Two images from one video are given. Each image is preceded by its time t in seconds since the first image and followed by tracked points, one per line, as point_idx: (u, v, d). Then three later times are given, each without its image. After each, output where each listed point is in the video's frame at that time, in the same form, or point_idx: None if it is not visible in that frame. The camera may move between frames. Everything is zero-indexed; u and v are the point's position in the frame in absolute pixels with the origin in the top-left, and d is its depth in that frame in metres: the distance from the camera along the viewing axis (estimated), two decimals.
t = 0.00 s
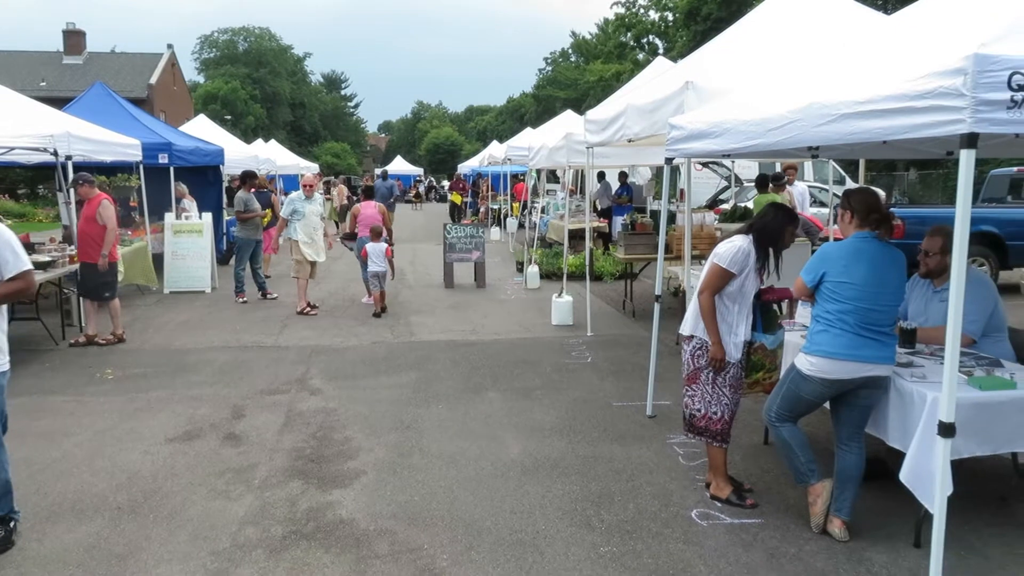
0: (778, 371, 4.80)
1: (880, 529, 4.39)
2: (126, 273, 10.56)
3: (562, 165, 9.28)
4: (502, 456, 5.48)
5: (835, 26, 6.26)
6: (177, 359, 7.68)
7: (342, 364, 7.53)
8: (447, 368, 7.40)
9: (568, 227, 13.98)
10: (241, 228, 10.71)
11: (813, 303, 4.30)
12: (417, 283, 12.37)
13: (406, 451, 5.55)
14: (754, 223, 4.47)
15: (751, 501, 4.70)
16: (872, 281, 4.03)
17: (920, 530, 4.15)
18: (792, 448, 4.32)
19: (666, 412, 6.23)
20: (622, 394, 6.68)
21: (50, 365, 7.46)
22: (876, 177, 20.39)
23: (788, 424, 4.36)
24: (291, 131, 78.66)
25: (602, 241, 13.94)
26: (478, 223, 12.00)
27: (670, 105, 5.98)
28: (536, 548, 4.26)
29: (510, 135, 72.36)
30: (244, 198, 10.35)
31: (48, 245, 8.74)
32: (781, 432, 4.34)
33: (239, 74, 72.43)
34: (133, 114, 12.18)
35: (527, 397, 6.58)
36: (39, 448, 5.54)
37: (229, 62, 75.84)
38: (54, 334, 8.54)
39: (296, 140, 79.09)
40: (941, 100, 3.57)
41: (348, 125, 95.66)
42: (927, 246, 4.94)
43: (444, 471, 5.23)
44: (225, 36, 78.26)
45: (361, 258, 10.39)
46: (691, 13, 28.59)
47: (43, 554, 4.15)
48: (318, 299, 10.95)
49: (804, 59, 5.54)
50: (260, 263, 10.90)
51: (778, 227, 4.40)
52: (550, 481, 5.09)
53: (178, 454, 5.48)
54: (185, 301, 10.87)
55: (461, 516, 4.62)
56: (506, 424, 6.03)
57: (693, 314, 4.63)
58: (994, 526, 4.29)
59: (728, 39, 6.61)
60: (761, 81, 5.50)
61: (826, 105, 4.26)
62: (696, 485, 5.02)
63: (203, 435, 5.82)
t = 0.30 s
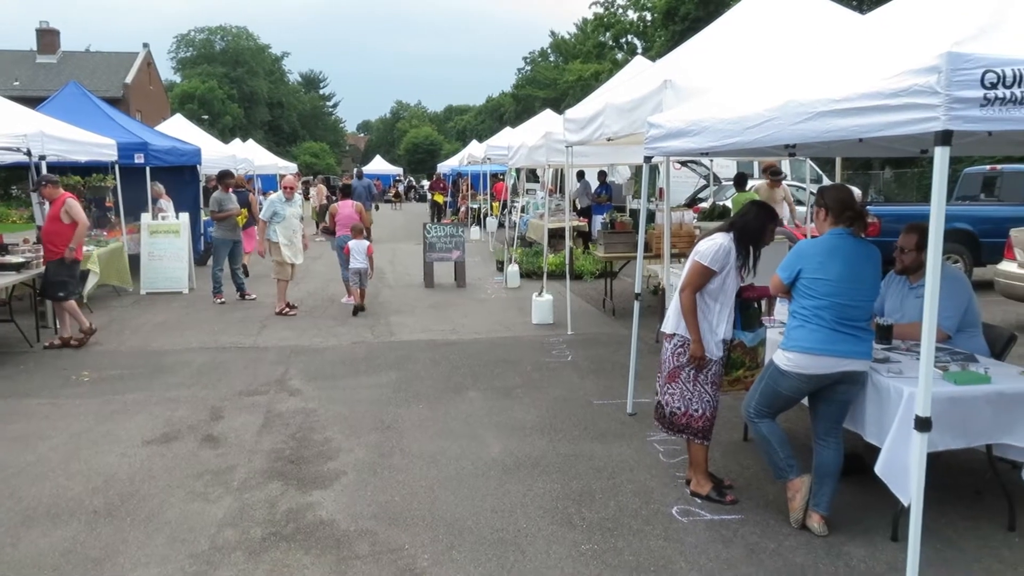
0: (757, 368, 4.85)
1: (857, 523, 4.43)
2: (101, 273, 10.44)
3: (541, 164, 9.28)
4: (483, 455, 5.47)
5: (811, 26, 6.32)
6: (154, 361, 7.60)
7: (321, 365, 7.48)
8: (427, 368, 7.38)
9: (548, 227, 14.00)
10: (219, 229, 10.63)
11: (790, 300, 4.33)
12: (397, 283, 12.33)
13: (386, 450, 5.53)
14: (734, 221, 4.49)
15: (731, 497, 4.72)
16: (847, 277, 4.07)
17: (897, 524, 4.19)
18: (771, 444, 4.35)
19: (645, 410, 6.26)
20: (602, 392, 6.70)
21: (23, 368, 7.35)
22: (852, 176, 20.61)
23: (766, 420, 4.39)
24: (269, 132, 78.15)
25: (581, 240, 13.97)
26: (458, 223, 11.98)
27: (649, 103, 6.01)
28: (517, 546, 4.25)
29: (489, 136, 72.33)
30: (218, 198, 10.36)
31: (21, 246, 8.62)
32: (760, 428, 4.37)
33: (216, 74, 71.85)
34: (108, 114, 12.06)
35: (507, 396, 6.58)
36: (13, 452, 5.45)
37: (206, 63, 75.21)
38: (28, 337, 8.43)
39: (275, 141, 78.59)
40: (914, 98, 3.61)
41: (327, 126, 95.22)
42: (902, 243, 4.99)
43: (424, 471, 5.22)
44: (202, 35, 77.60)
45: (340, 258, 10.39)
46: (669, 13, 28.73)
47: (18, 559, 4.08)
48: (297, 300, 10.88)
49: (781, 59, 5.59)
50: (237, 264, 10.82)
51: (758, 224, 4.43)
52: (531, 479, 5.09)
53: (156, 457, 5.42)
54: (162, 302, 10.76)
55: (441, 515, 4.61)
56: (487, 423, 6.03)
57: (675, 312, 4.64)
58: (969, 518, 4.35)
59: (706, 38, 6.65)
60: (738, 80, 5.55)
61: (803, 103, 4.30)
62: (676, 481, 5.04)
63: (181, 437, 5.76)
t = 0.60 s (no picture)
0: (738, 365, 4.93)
1: (835, 518, 4.47)
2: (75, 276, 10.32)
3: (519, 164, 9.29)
4: (462, 455, 5.46)
5: (786, 26, 6.37)
6: (129, 364, 7.52)
7: (299, 366, 7.44)
8: (405, 368, 7.35)
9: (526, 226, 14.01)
10: (194, 230, 10.53)
11: (766, 297, 4.36)
12: (376, 284, 12.28)
13: (366, 452, 5.50)
14: (713, 220, 4.50)
15: (710, 494, 4.75)
16: (822, 273, 4.11)
17: (875, 517, 4.23)
18: (748, 440, 4.38)
19: (624, 408, 6.28)
20: (582, 391, 6.71)
21: None
22: (827, 175, 20.79)
23: (744, 416, 4.41)
24: (247, 133, 77.56)
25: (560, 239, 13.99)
26: (436, 223, 11.96)
27: (626, 102, 6.03)
28: (497, 546, 4.25)
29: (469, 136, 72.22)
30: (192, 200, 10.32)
31: None
32: (738, 424, 4.39)
33: (191, 75, 71.24)
34: (81, 115, 11.92)
35: (486, 396, 6.57)
36: None
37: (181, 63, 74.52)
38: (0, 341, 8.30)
39: (252, 142, 78.00)
40: (886, 96, 3.64)
41: (305, 126, 94.71)
42: (877, 240, 5.05)
43: (403, 472, 5.19)
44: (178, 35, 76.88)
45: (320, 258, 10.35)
46: (645, 13, 28.84)
47: None
48: (274, 301, 10.82)
49: (756, 58, 5.63)
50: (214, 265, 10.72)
51: (736, 222, 4.45)
52: (511, 479, 5.09)
53: (131, 461, 5.36)
54: (138, 305, 10.66)
55: (421, 516, 4.60)
56: (466, 423, 6.01)
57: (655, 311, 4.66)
58: (944, 511, 4.40)
59: (683, 36, 6.68)
60: (714, 79, 5.58)
61: (778, 101, 4.33)
62: (656, 479, 5.06)
63: (157, 441, 5.70)
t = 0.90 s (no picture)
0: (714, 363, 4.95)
1: (810, 514, 4.51)
2: (46, 280, 10.18)
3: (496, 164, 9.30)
4: (440, 456, 5.45)
5: (759, 27, 6.43)
6: (102, 368, 7.43)
7: (275, 369, 7.40)
8: (383, 370, 7.33)
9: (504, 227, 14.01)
10: (168, 232, 10.43)
11: (741, 295, 4.39)
12: (353, 285, 12.23)
13: (343, 455, 5.47)
14: (690, 220, 4.52)
15: (686, 492, 4.77)
16: (796, 272, 4.14)
17: (848, 512, 4.28)
18: (724, 438, 4.41)
19: (601, 407, 6.30)
20: (559, 391, 6.73)
21: None
22: (802, 175, 20.98)
23: (719, 414, 4.44)
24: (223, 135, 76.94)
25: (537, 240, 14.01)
26: (413, 224, 11.94)
27: (602, 102, 6.05)
28: (474, 547, 4.24)
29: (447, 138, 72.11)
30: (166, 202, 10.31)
31: None
32: (715, 422, 4.42)
33: (165, 76, 70.54)
34: (52, 116, 11.78)
35: (464, 397, 6.57)
36: None
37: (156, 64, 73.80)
38: None
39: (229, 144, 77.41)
40: (857, 97, 3.68)
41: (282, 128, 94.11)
42: (849, 239, 5.12)
43: (380, 474, 5.17)
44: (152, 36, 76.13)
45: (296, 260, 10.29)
46: (621, 14, 28.96)
47: None
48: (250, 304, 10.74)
49: (730, 59, 5.68)
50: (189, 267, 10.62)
51: (713, 222, 4.47)
52: (489, 479, 5.08)
53: (104, 466, 5.30)
54: (112, 308, 10.53)
55: (397, 518, 4.58)
56: (444, 424, 6.00)
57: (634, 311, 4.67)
58: (915, 505, 4.45)
59: (657, 37, 6.72)
60: (689, 80, 5.62)
61: (751, 101, 4.36)
62: (633, 478, 5.08)
63: (130, 445, 5.64)
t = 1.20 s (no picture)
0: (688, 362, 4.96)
1: (784, 511, 4.54)
2: (15, 285, 10.04)
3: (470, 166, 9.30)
4: (416, 459, 5.43)
5: (730, 27, 6.49)
6: (72, 374, 7.34)
7: (249, 373, 7.34)
8: (358, 372, 7.29)
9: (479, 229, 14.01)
10: (139, 236, 10.32)
11: (716, 294, 4.42)
12: (329, 288, 12.17)
13: (318, 458, 5.43)
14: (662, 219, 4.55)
15: (661, 491, 4.79)
16: (769, 270, 4.18)
17: (821, 508, 4.31)
18: (699, 436, 4.43)
19: (577, 407, 6.32)
20: (535, 392, 6.73)
21: None
22: (775, 175, 21.16)
23: (694, 412, 4.46)
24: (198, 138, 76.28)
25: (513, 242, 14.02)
26: (389, 227, 11.91)
27: (575, 103, 6.07)
28: (450, 549, 4.23)
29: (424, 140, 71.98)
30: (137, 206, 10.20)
31: None
32: (689, 420, 4.44)
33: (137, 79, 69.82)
34: (20, 119, 11.62)
35: (439, 399, 6.56)
36: None
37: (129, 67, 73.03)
38: None
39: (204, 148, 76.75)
40: (825, 97, 3.72)
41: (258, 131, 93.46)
42: (821, 238, 5.17)
43: (356, 477, 5.15)
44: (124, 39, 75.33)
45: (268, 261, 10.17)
46: (595, 15, 29.07)
47: None
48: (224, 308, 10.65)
49: (702, 60, 5.72)
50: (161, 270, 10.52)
51: (684, 221, 4.50)
52: (465, 481, 5.08)
53: (74, 473, 5.23)
54: (83, 313, 10.40)
55: (373, 521, 4.56)
56: (419, 426, 5.98)
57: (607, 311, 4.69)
58: (886, 501, 4.50)
59: (630, 38, 6.75)
60: (661, 81, 5.66)
61: (723, 102, 4.40)
62: (609, 477, 5.09)
63: (101, 452, 5.57)
